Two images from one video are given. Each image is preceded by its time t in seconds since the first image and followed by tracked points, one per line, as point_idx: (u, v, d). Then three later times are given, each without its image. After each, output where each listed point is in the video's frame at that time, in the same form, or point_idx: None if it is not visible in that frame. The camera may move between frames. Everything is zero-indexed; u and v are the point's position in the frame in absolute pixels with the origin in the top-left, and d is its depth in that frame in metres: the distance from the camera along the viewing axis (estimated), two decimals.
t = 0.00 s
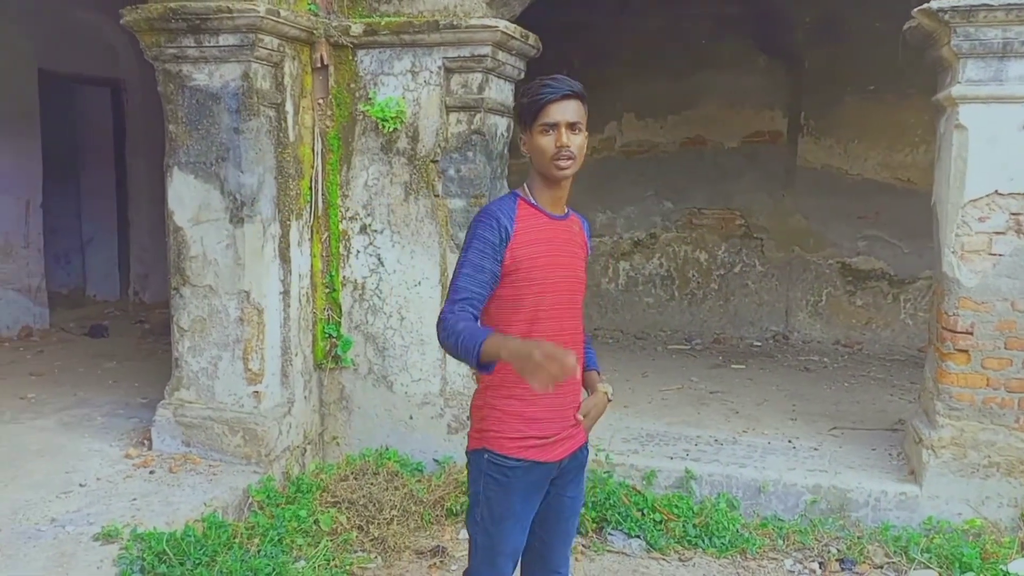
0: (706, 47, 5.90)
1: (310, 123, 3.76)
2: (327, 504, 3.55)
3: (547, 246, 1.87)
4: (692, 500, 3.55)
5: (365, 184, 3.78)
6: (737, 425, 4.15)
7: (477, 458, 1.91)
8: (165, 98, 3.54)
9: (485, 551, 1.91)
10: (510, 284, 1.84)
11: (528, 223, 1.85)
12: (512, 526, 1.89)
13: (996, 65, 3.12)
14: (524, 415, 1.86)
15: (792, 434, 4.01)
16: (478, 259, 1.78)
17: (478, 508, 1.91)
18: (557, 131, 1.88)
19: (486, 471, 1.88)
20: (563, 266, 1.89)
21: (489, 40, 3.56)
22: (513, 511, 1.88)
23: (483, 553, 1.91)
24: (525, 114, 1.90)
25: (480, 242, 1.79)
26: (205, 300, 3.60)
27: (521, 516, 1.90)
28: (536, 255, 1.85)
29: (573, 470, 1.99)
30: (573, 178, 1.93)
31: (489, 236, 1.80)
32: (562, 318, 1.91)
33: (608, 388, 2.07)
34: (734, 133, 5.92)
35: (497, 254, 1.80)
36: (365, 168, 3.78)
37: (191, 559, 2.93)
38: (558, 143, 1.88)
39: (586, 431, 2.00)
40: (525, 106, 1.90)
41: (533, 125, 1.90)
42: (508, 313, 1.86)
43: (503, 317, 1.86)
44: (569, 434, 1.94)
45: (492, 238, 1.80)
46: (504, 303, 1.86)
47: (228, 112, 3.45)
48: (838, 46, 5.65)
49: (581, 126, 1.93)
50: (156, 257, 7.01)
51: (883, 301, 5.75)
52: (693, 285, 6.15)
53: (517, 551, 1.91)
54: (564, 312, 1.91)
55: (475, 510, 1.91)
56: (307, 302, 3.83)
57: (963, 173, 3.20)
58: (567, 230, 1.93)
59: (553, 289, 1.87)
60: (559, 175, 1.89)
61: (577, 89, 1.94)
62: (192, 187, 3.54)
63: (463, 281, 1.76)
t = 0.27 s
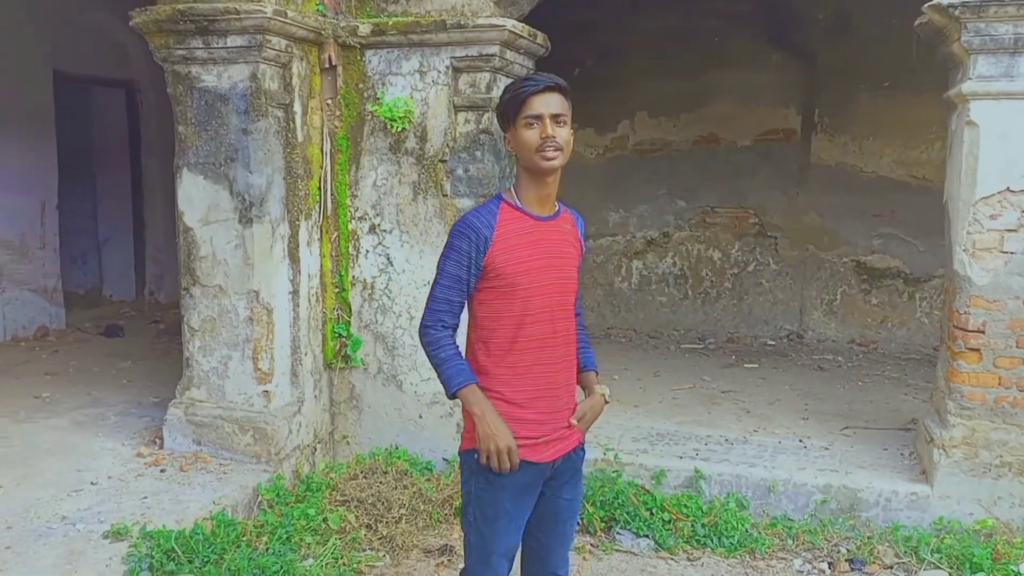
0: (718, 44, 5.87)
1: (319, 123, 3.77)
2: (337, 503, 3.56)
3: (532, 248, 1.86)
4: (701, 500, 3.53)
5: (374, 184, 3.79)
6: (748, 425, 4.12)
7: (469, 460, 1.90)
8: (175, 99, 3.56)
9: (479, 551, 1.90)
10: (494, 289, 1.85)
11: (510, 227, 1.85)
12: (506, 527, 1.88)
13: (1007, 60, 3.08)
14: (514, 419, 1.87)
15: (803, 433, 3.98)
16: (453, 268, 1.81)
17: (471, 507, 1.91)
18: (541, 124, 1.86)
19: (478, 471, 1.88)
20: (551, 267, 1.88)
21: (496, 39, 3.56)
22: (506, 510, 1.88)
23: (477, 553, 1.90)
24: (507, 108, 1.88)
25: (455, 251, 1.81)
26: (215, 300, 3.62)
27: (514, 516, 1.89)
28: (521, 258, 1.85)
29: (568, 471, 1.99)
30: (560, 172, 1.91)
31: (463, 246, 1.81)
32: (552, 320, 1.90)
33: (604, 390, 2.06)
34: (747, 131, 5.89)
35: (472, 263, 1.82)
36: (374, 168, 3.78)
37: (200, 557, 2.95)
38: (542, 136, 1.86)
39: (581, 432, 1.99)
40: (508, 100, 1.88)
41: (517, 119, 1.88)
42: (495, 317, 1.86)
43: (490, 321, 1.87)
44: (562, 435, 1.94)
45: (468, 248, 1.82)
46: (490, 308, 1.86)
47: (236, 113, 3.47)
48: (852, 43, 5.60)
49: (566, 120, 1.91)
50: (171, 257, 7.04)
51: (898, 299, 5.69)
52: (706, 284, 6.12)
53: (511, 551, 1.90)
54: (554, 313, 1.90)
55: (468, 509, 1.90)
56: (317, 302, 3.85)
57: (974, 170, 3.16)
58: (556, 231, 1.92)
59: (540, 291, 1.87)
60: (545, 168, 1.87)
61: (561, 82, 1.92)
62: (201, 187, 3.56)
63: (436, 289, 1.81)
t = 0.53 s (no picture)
0: (732, 42, 5.84)
1: (328, 124, 3.79)
2: (345, 501, 3.58)
3: (519, 247, 1.89)
4: (710, 500, 3.52)
5: (382, 184, 3.80)
6: (758, 425, 4.10)
7: (461, 457, 1.99)
8: (185, 101, 3.59)
9: (472, 548, 1.98)
10: (482, 288, 1.89)
11: (497, 226, 1.88)
12: (497, 523, 1.96)
13: (1019, 57, 3.04)
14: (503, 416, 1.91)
15: (814, 433, 3.96)
16: (440, 263, 1.85)
17: (464, 505, 1.99)
18: (527, 129, 1.87)
19: (468, 469, 1.96)
20: (539, 267, 1.91)
21: (504, 39, 3.56)
22: (496, 509, 1.96)
23: (469, 549, 1.99)
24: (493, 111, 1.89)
25: (443, 246, 1.85)
26: (226, 300, 3.65)
27: (505, 514, 1.97)
28: (507, 257, 1.88)
29: (562, 471, 2.05)
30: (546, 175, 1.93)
31: (451, 241, 1.85)
32: (542, 318, 1.93)
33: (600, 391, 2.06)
34: (760, 129, 5.85)
35: (460, 258, 1.85)
36: (383, 169, 3.80)
37: (208, 555, 2.97)
38: (528, 140, 1.87)
39: (574, 432, 2.02)
40: (494, 103, 1.89)
41: (503, 122, 1.89)
42: (484, 316, 1.91)
43: (479, 320, 1.91)
44: (552, 433, 1.97)
45: (456, 242, 1.85)
46: (479, 307, 1.91)
47: (245, 114, 3.49)
48: (866, 39, 5.56)
49: (552, 122, 1.91)
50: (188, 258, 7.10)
51: (914, 299, 5.64)
52: (720, 284, 6.09)
53: (502, 548, 1.98)
54: (543, 312, 1.93)
55: (461, 507, 1.99)
56: (327, 302, 3.86)
57: (985, 168, 3.13)
58: (545, 229, 1.94)
59: (528, 291, 1.90)
60: (531, 173, 1.89)
61: (547, 84, 1.91)
62: (211, 188, 3.59)
63: (422, 286, 1.85)
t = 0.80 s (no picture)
0: (745, 40, 5.81)
1: (337, 125, 3.81)
2: (354, 501, 3.60)
3: (512, 247, 1.91)
4: (718, 501, 3.50)
5: (391, 185, 3.82)
6: (769, 425, 4.08)
7: (460, 458, 2.00)
8: (195, 103, 3.62)
9: (472, 547, 1.99)
10: (476, 290, 1.91)
11: (489, 228, 1.90)
12: (495, 523, 1.97)
13: None
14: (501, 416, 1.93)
15: (824, 434, 3.93)
16: (432, 268, 1.89)
17: (463, 505, 2.00)
18: (521, 131, 1.88)
19: (467, 469, 1.97)
20: (532, 267, 1.93)
21: (511, 39, 3.57)
22: (495, 508, 1.96)
23: (469, 549, 1.99)
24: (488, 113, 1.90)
25: (434, 251, 1.89)
26: (235, 300, 3.68)
27: (504, 514, 1.98)
28: (501, 259, 1.90)
29: (561, 469, 2.05)
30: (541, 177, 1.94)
31: (441, 246, 1.88)
32: (537, 318, 1.95)
33: (599, 390, 2.07)
34: (774, 128, 5.82)
35: (451, 262, 1.89)
36: (391, 169, 3.81)
37: (216, 553, 2.99)
38: (522, 143, 1.88)
39: (573, 431, 2.02)
40: (490, 104, 1.90)
41: (498, 124, 1.90)
42: (480, 318, 1.93)
43: (475, 322, 1.93)
44: (551, 433, 1.98)
45: (446, 247, 1.88)
46: (475, 309, 1.93)
47: (254, 115, 3.52)
48: (881, 37, 5.51)
49: (548, 125, 1.92)
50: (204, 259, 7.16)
51: (930, 298, 5.59)
52: (733, 284, 6.06)
53: (501, 548, 1.98)
54: (539, 312, 1.95)
55: (460, 507, 2.00)
56: (336, 302, 3.88)
57: (996, 166, 3.09)
58: (539, 230, 1.96)
59: (522, 292, 1.92)
60: (526, 176, 1.90)
61: (544, 86, 1.93)
62: (221, 190, 3.61)
63: (415, 289, 1.89)
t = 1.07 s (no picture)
0: (757, 40, 5.78)
1: (345, 126, 3.82)
2: (361, 501, 3.61)
3: (509, 248, 1.92)
4: (726, 503, 3.48)
5: (399, 186, 3.83)
6: (779, 427, 4.05)
7: (458, 456, 2.02)
8: (205, 105, 3.65)
9: (469, 545, 2.01)
10: (473, 290, 1.92)
11: (487, 228, 1.91)
12: (491, 521, 1.98)
13: None
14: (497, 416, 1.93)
15: (835, 436, 3.90)
16: (433, 270, 1.89)
17: (460, 503, 2.01)
18: (515, 127, 1.89)
19: (464, 468, 1.98)
20: (529, 267, 1.93)
21: (518, 39, 3.57)
22: (490, 507, 1.98)
23: (465, 546, 2.01)
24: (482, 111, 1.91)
25: (434, 253, 1.89)
26: (245, 301, 3.70)
27: (500, 512, 1.99)
28: (498, 259, 1.90)
29: (559, 469, 2.04)
30: (537, 174, 1.94)
31: (440, 248, 1.89)
32: (534, 319, 1.95)
33: (599, 390, 2.06)
34: (787, 128, 5.78)
35: (451, 263, 1.89)
36: (399, 170, 3.82)
37: (223, 552, 3.00)
38: (516, 139, 1.88)
39: (571, 432, 2.02)
40: (485, 102, 1.91)
41: (493, 121, 1.91)
42: (477, 318, 1.94)
43: (472, 322, 1.94)
44: (548, 433, 1.98)
45: (445, 249, 1.89)
46: (472, 309, 1.94)
47: (263, 117, 3.54)
48: (895, 35, 5.47)
49: (542, 122, 1.93)
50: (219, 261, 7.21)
51: (946, 299, 5.54)
52: (746, 284, 6.03)
53: (497, 546, 1.99)
54: (536, 313, 1.95)
55: (457, 504, 2.01)
56: (345, 303, 3.90)
57: (1007, 165, 3.05)
58: (537, 230, 1.96)
59: (518, 293, 1.92)
60: (521, 172, 1.90)
61: (538, 84, 1.94)
62: (230, 191, 3.64)
63: (417, 291, 1.89)
